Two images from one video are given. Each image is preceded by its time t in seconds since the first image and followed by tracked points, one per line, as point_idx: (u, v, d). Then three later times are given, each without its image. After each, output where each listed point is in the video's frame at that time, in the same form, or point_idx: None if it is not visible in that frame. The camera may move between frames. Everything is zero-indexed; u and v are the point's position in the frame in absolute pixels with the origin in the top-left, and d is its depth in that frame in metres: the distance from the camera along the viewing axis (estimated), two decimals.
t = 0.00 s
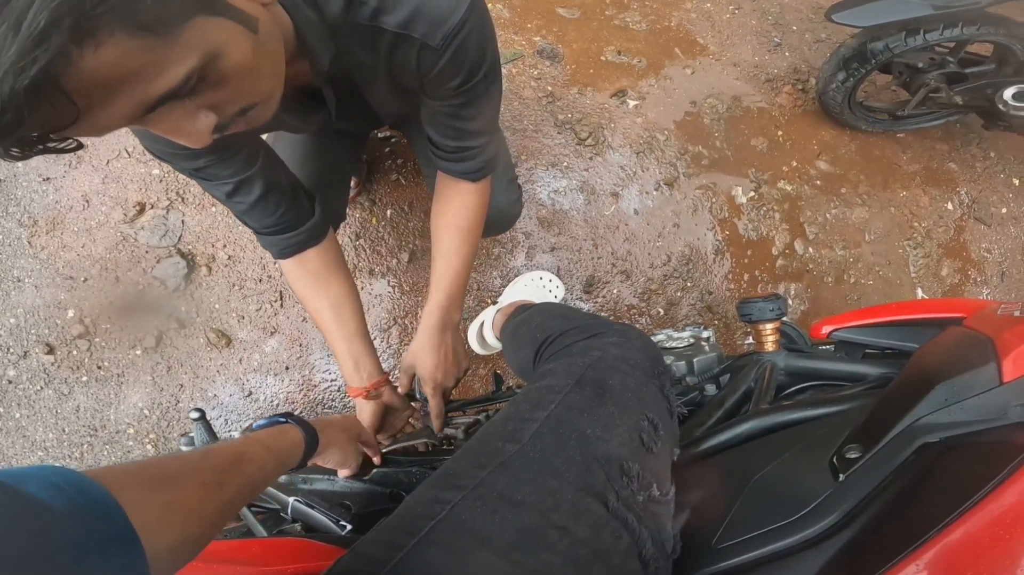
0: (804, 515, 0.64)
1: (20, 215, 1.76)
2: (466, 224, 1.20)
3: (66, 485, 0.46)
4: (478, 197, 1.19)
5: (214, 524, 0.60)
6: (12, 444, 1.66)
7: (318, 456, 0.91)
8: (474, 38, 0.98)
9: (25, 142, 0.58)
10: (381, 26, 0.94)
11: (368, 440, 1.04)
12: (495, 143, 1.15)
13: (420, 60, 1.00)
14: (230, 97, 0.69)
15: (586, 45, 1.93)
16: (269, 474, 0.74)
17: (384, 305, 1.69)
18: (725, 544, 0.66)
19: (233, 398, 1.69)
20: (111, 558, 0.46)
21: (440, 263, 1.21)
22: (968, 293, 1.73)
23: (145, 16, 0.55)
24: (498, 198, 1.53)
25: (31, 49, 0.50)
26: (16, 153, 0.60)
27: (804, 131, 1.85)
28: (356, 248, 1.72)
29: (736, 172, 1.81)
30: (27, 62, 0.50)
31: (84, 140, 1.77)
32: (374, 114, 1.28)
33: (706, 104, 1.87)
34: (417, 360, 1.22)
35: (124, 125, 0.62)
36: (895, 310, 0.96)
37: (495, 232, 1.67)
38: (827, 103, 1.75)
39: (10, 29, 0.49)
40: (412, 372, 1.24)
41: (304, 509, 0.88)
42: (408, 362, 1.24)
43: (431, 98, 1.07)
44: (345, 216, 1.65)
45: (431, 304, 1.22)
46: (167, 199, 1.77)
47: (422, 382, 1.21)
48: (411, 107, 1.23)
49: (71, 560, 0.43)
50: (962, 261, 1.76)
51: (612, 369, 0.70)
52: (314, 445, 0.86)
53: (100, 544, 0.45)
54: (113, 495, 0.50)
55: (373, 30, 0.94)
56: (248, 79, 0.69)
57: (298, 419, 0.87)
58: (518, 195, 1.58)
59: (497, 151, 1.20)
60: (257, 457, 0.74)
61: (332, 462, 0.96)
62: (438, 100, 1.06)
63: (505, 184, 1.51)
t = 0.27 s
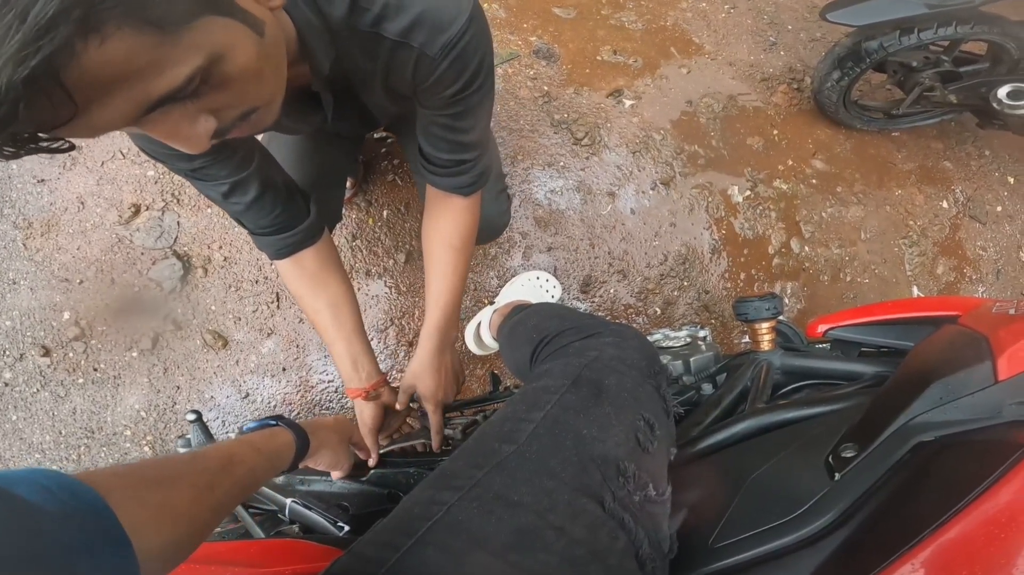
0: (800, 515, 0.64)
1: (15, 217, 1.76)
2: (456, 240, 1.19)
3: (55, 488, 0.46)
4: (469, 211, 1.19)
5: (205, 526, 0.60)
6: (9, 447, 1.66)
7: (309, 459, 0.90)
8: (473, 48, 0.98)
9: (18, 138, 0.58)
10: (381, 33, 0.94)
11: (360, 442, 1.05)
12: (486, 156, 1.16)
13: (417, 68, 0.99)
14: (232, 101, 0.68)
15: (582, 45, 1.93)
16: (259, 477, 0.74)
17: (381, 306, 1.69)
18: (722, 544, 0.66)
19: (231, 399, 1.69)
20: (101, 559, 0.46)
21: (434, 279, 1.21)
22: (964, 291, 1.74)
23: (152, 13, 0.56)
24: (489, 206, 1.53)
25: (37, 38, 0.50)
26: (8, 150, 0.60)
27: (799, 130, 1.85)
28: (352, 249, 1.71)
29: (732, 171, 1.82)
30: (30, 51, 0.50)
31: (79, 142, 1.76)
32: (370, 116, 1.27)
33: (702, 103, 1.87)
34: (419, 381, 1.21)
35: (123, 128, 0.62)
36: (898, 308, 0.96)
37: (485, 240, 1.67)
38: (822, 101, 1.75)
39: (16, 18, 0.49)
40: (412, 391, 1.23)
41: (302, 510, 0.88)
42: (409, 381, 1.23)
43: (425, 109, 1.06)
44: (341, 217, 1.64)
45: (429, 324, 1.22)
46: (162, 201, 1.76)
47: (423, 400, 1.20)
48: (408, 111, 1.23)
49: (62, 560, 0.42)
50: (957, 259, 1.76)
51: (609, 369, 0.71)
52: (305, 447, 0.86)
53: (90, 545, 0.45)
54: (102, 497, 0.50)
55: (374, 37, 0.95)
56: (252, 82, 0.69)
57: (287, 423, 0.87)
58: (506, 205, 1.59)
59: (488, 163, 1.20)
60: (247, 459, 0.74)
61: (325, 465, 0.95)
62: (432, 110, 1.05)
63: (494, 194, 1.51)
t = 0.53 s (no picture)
0: (794, 515, 0.64)
1: (8, 220, 1.75)
2: (447, 249, 1.19)
3: (55, 494, 0.46)
4: (459, 219, 1.18)
5: (203, 534, 0.59)
6: (5, 450, 1.65)
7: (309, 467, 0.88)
8: (469, 55, 0.98)
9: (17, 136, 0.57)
10: (380, 39, 0.95)
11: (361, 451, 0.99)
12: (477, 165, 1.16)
13: (414, 74, 1.00)
14: (234, 105, 0.68)
15: (577, 44, 1.93)
16: (260, 484, 0.73)
17: (376, 307, 1.69)
18: (717, 544, 0.66)
19: (227, 402, 1.68)
20: (99, 563, 0.46)
21: (428, 289, 1.21)
22: (958, 289, 1.74)
23: (164, 12, 0.56)
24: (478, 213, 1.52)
25: (48, 33, 0.50)
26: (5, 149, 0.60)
27: (794, 128, 1.86)
28: (347, 251, 1.71)
29: (727, 170, 1.82)
30: (39, 46, 0.50)
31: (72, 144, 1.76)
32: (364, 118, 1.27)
33: (696, 103, 1.87)
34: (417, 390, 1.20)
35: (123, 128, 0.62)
36: (895, 305, 0.95)
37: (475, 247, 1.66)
38: (816, 100, 1.75)
39: (28, 11, 0.49)
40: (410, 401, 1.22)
41: (297, 512, 0.89)
42: (407, 390, 1.22)
43: (418, 115, 1.07)
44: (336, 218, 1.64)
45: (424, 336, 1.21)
46: (156, 203, 1.76)
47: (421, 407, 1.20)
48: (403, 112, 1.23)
49: (60, 562, 0.42)
50: (952, 258, 1.77)
51: (602, 370, 0.70)
52: (307, 452, 0.85)
53: (88, 550, 0.45)
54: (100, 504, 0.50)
55: (371, 41, 0.95)
56: (255, 84, 0.69)
57: (289, 432, 0.86)
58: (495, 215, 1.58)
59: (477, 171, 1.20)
60: (248, 468, 0.72)
61: (325, 474, 0.92)
62: (426, 117, 1.05)
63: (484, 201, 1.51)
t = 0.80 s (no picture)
0: (793, 515, 0.64)
1: (3, 221, 1.74)
2: (447, 247, 1.18)
3: (52, 496, 0.46)
4: (459, 216, 1.18)
5: (204, 536, 0.59)
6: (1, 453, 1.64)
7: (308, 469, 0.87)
8: (470, 52, 0.98)
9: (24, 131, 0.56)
10: (381, 35, 0.95)
11: (359, 452, 0.99)
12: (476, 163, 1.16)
13: (414, 71, 1.00)
14: (240, 101, 0.68)
15: (573, 43, 1.92)
16: (258, 486, 0.72)
17: (374, 307, 1.69)
18: (716, 544, 0.66)
19: (224, 403, 1.68)
20: (96, 564, 0.45)
21: (427, 288, 1.21)
22: (955, 286, 1.74)
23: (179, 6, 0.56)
24: (477, 211, 1.52)
25: (62, 23, 0.49)
26: (12, 145, 0.59)
27: (790, 127, 1.86)
28: (344, 251, 1.71)
29: (724, 169, 1.82)
30: (53, 36, 0.49)
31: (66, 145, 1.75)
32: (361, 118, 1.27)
33: (693, 101, 1.87)
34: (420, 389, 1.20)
35: (130, 123, 0.61)
36: (892, 303, 0.95)
37: (474, 244, 1.67)
38: (812, 98, 1.75)
39: None
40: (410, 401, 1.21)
41: (295, 513, 0.88)
42: (408, 390, 1.21)
43: (417, 112, 1.06)
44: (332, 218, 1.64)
45: (426, 334, 1.21)
46: (152, 204, 1.75)
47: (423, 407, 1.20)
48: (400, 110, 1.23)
49: (59, 562, 0.42)
50: (948, 255, 1.77)
51: (599, 370, 0.70)
52: (304, 456, 0.84)
53: (85, 550, 0.45)
54: (97, 507, 0.49)
55: (374, 36, 0.95)
56: (262, 81, 0.69)
57: (287, 432, 0.86)
58: (494, 211, 1.58)
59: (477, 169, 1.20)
60: (246, 469, 0.72)
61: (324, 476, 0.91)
62: (426, 113, 1.05)
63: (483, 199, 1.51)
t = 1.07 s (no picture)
0: (793, 515, 0.64)
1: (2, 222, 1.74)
2: (447, 247, 1.18)
3: (50, 498, 0.46)
4: (458, 217, 1.18)
5: (203, 537, 0.59)
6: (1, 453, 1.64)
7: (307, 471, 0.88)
8: (472, 55, 0.98)
9: (29, 135, 0.56)
10: (383, 36, 0.95)
11: (358, 453, 1.00)
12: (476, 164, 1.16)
13: (417, 73, 0.99)
14: (242, 105, 0.68)
15: (572, 44, 1.92)
16: (256, 487, 0.73)
17: (373, 308, 1.68)
18: (717, 544, 0.66)
19: (224, 404, 1.67)
20: (95, 565, 0.45)
21: (427, 289, 1.21)
22: (955, 285, 1.74)
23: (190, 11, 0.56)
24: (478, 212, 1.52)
25: (74, 27, 0.49)
26: (16, 149, 0.58)
27: (789, 126, 1.86)
28: (344, 252, 1.71)
29: (724, 169, 1.82)
30: (65, 41, 0.49)
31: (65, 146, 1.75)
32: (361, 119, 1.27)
33: (692, 101, 1.87)
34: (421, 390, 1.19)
35: (134, 126, 0.61)
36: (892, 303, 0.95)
37: (474, 246, 1.66)
38: (811, 98, 1.75)
39: (55, 5, 0.48)
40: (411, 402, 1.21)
41: (295, 514, 0.88)
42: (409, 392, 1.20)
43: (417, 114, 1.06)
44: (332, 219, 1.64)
45: (427, 335, 1.21)
46: (151, 204, 1.75)
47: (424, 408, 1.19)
48: (401, 112, 1.23)
49: (60, 563, 0.42)
50: (948, 255, 1.77)
51: (600, 370, 0.70)
52: (303, 458, 0.85)
53: (84, 552, 0.45)
54: (96, 509, 0.49)
55: (377, 39, 0.95)
56: (266, 83, 0.69)
57: (285, 435, 0.87)
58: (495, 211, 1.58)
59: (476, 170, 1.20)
60: (245, 471, 0.73)
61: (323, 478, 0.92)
62: (428, 115, 1.05)
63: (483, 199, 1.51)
